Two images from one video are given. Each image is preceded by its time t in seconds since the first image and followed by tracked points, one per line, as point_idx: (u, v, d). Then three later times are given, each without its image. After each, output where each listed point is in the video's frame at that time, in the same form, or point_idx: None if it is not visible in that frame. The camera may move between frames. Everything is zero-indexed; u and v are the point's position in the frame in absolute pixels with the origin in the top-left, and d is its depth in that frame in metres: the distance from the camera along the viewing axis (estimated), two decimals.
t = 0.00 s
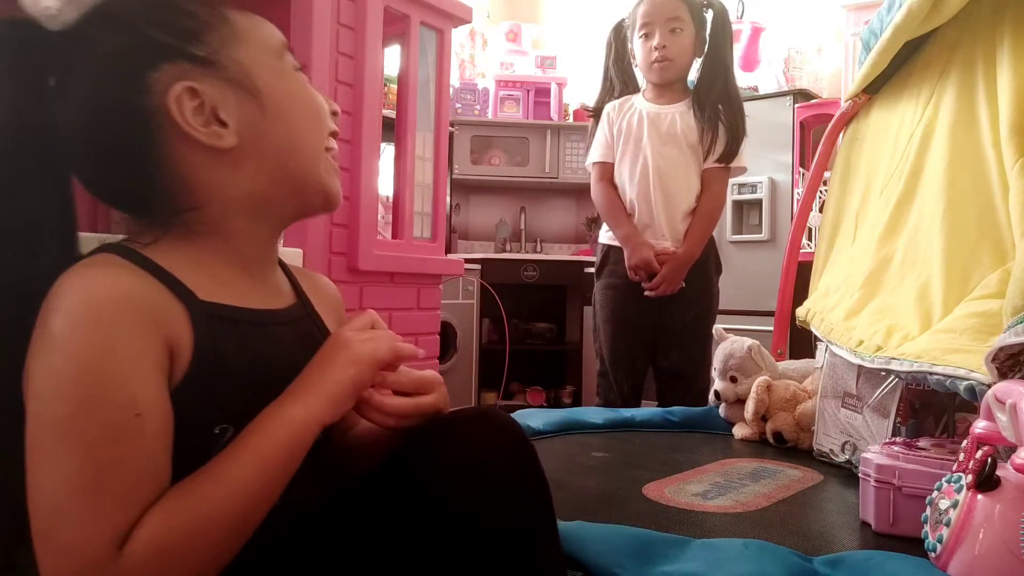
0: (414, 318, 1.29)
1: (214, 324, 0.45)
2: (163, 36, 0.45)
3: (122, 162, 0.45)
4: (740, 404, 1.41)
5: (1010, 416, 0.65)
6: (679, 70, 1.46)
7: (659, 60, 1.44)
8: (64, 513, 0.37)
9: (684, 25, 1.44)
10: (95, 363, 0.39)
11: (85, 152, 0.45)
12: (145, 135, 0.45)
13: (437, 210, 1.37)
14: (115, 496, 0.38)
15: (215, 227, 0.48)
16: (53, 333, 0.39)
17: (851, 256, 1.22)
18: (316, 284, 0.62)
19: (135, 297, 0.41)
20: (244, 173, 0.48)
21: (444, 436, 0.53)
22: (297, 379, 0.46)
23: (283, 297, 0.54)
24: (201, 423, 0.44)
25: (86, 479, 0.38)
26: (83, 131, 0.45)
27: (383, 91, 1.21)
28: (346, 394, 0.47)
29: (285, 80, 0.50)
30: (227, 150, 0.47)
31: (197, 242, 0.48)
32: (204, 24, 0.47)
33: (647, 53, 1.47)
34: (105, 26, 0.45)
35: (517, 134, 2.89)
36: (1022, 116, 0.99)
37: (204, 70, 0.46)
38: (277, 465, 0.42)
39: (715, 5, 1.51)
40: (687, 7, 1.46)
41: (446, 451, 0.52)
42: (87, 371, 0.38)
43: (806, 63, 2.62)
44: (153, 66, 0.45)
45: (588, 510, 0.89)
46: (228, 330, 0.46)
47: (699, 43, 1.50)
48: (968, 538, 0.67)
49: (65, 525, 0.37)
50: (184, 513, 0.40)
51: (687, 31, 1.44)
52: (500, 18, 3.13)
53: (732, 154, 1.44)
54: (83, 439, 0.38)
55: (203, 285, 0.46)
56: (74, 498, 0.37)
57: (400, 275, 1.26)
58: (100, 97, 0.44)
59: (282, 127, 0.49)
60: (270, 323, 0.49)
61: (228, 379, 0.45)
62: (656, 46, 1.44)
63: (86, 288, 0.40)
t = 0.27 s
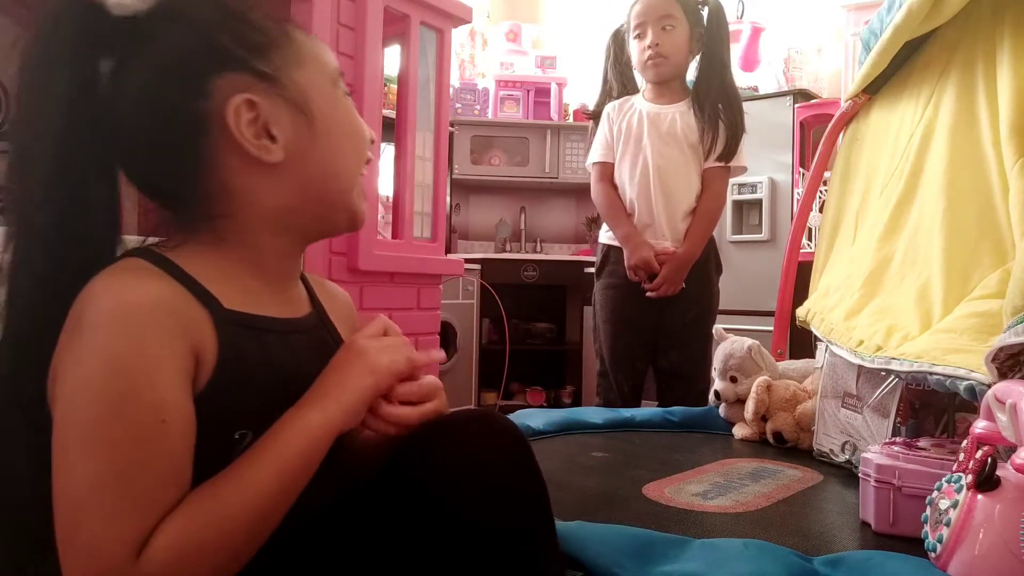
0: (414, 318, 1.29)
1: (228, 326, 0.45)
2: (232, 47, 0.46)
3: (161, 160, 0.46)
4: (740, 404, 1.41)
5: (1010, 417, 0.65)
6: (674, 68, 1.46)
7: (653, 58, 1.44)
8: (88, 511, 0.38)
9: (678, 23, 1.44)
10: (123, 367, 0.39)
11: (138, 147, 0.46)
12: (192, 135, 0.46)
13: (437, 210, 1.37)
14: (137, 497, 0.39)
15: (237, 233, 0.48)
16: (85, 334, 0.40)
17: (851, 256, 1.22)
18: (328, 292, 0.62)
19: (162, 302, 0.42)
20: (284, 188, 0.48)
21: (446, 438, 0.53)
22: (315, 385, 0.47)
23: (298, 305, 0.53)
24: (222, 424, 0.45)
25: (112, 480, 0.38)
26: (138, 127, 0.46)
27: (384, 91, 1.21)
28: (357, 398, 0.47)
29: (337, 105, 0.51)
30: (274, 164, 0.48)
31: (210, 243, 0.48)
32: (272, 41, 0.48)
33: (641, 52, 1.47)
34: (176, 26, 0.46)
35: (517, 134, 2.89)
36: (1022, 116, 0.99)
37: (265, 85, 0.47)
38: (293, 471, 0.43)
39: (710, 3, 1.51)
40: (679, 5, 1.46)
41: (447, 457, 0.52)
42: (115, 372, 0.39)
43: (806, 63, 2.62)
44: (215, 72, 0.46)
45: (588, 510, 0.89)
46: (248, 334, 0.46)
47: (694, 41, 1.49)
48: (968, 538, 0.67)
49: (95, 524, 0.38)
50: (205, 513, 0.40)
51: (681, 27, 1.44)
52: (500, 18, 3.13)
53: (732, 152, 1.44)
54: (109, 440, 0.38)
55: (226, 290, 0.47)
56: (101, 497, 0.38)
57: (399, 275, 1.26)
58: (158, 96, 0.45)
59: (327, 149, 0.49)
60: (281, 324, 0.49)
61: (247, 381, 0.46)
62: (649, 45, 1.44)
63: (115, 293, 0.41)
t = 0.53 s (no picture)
0: (414, 318, 1.29)
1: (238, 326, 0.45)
2: (272, 48, 0.47)
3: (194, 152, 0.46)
4: (740, 404, 1.41)
5: (1010, 416, 0.65)
6: (668, 66, 1.45)
7: (644, 58, 1.44)
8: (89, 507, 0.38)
9: (670, 20, 1.42)
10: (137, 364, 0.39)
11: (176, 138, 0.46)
12: (225, 130, 0.46)
13: (437, 210, 1.37)
14: (136, 494, 0.39)
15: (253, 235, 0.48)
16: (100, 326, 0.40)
17: (851, 256, 1.22)
18: (344, 290, 0.61)
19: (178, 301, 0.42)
20: (305, 191, 0.48)
21: (444, 439, 0.53)
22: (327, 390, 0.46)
23: (311, 308, 0.53)
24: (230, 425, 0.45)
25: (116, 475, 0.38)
26: (174, 119, 0.46)
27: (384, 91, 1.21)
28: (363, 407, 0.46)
29: (364, 114, 0.51)
30: (298, 166, 0.48)
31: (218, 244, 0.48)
32: (310, 47, 0.49)
33: (634, 52, 1.46)
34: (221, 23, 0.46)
35: (517, 134, 2.89)
36: (1021, 116, 0.99)
37: (300, 89, 0.47)
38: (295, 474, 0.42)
39: None
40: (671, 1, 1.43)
41: (448, 455, 0.52)
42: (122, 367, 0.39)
43: (806, 63, 2.62)
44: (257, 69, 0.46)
45: (589, 510, 0.89)
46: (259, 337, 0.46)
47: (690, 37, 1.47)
48: (968, 538, 0.67)
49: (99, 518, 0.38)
50: (204, 513, 0.40)
51: (670, 25, 1.41)
52: (501, 18, 3.12)
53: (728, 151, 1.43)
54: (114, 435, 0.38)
55: (241, 292, 0.46)
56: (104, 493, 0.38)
57: (399, 275, 1.26)
58: (201, 89, 0.45)
59: (351, 156, 0.49)
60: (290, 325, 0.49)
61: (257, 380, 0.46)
62: (638, 44, 1.43)
63: (134, 288, 0.41)
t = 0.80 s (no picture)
0: (414, 318, 1.29)
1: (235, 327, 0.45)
2: (282, 50, 0.48)
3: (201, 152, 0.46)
4: (740, 404, 1.41)
5: (1010, 416, 0.65)
6: (667, 66, 1.44)
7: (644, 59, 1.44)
8: (59, 518, 0.37)
9: (671, 19, 1.42)
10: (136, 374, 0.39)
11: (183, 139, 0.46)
12: (234, 130, 0.46)
13: (437, 210, 1.37)
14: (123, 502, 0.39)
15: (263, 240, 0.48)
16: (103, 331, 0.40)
17: (851, 256, 1.22)
18: (350, 300, 0.60)
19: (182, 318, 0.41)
20: (313, 193, 0.48)
21: (445, 437, 0.54)
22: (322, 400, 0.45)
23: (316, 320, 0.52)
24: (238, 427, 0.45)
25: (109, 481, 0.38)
26: (181, 120, 0.46)
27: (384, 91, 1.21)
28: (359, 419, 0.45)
29: (372, 117, 0.51)
30: (307, 167, 0.48)
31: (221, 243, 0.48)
32: (320, 49, 0.50)
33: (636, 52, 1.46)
34: (231, 22, 0.47)
35: (517, 134, 2.89)
36: (1022, 116, 0.99)
37: (308, 89, 0.48)
38: (284, 489, 0.42)
39: None
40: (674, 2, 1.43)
41: (448, 453, 0.53)
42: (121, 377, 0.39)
43: (806, 63, 2.62)
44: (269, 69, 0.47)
45: (588, 510, 0.89)
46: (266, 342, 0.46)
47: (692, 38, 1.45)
48: (968, 538, 0.67)
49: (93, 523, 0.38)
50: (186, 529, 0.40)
51: (670, 25, 1.41)
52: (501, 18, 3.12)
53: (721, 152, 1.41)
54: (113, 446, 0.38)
55: (242, 294, 0.46)
56: (92, 501, 0.38)
57: (399, 275, 1.26)
58: (213, 89, 0.45)
59: (360, 159, 0.50)
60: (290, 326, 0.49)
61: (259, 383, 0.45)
62: (638, 44, 1.44)
63: (137, 301, 0.41)
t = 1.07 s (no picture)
0: (414, 318, 1.29)
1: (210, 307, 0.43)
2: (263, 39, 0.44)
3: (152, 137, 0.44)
4: (740, 404, 1.41)
5: (1010, 416, 0.65)
6: (668, 66, 1.44)
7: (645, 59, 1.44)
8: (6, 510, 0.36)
9: (671, 20, 1.41)
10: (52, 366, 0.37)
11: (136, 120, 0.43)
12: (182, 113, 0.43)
13: (437, 210, 1.37)
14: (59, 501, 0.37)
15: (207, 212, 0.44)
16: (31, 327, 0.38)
17: (851, 256, 1.22)
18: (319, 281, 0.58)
19: (114, 303, 0.39)
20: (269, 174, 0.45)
21: (447, 438, 0.54)
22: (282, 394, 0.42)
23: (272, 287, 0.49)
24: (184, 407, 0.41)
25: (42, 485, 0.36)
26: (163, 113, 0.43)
27: (383, 91, 1.21)
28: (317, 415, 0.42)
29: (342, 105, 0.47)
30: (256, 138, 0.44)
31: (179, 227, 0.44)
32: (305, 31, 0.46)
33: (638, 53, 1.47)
34: None
35: (517, 134, 2.89)
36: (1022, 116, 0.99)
37: (253, 79, 0.43)
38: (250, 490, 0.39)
39: None
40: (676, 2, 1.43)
41: (451, 454, 0.53)
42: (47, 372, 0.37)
43: (806, 63, 2.62)
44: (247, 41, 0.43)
45: (588, 510, 0.89)
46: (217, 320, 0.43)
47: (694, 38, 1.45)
48: (968, 538, 0.67)
49: (39, 524, 0.36)
50: (140, 525, 0.38)
51: (671, 25, 1.41)
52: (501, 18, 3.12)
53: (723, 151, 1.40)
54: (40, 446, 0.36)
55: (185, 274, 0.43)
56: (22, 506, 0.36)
57: (399, 275, 1.26)
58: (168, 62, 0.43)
59: (311, 149, 0.45)
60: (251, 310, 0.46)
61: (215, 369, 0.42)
62: (641, 45, 1.44)
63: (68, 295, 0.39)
